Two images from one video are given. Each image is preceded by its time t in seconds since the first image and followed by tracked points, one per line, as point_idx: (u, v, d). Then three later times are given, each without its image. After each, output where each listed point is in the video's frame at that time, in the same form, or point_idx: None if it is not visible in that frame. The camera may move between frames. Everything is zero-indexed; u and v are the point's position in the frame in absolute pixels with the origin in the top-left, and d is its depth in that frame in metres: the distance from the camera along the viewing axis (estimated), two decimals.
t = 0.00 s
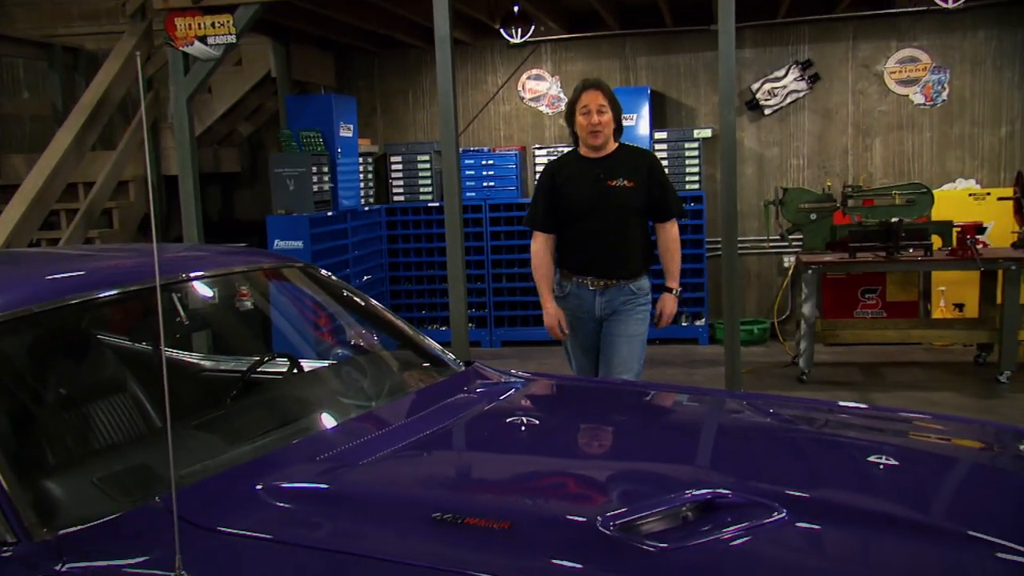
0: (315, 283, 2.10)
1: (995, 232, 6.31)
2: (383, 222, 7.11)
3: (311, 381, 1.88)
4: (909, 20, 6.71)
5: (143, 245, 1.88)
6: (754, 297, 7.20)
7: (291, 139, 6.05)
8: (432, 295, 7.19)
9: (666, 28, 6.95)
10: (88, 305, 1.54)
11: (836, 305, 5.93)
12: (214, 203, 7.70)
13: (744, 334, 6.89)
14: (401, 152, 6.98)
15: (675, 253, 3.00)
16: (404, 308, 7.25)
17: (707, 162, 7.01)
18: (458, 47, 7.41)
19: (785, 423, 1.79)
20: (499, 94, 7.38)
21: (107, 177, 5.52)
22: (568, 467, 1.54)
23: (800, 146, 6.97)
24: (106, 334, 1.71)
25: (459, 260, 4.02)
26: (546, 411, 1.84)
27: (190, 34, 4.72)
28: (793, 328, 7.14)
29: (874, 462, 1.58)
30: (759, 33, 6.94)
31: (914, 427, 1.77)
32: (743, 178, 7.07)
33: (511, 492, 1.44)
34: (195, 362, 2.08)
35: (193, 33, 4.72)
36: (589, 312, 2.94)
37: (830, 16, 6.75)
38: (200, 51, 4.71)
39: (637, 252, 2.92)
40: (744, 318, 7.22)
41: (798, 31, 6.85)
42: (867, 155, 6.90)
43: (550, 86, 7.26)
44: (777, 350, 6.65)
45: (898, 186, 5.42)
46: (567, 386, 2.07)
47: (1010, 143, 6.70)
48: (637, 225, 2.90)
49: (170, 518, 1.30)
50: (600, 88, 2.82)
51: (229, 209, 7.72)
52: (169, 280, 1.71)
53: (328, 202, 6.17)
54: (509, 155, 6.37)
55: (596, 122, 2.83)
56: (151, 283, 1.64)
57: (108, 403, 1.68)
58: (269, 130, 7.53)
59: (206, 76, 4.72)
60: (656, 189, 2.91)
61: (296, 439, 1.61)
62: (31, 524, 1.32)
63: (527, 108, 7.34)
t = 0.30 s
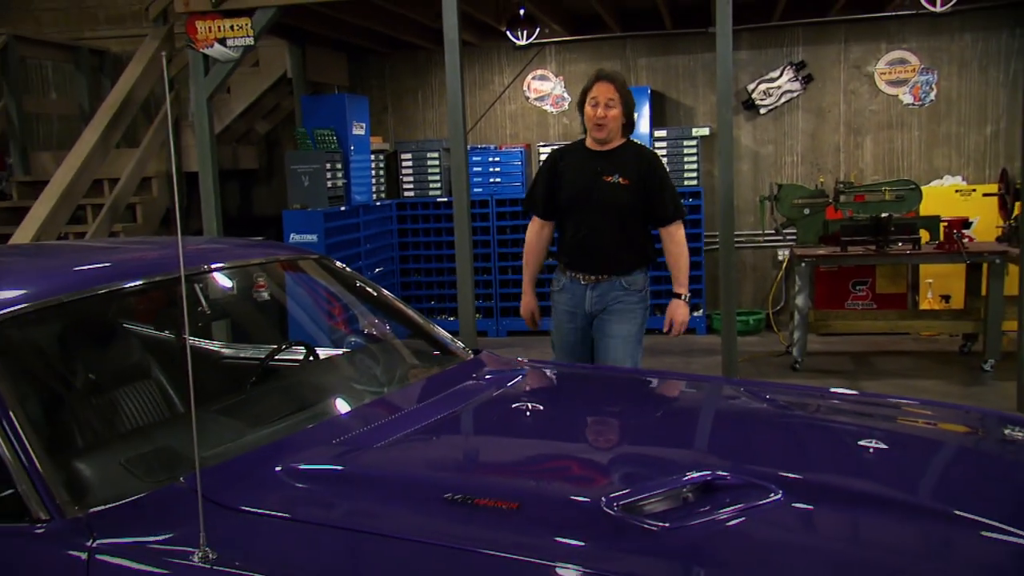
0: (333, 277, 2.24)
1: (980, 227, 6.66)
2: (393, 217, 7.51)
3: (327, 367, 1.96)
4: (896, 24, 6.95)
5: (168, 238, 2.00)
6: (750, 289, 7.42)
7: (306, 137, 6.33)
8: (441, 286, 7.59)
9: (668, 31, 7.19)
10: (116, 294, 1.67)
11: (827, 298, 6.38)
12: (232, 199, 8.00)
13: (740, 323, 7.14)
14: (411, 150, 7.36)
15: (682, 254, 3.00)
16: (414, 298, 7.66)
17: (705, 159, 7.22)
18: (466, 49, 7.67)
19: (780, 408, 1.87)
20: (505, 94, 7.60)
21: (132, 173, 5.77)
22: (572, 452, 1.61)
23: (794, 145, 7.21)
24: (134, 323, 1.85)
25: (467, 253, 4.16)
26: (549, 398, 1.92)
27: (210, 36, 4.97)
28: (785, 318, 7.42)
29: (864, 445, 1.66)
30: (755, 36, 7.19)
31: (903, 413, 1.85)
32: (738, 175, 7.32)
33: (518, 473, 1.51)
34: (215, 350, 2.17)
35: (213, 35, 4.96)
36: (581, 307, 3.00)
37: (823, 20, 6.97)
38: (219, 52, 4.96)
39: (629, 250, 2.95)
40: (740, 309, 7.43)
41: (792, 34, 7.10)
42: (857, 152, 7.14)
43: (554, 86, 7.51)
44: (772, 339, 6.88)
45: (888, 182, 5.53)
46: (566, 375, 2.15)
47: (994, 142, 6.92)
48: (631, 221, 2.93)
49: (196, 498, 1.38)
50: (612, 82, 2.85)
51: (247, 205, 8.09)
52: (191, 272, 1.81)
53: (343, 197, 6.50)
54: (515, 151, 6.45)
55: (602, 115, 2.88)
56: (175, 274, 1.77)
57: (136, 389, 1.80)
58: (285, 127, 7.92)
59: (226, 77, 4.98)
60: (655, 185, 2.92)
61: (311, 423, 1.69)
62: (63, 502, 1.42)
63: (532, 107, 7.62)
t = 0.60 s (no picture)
0: (342, 272, 2.34)
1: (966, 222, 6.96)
2: (400, 213, 7.75)
3: (335, 359, 2.04)
4: (886, 26, 7.34)
5: (183, 236, 2.12)
6: (745, 284, 7.90)
7: (314, 137, 6.53)
8: (445, 282, 7.83)
9: (663, 34, 7.53)
10: (131, 289, 1.79)
11: (820, 291, 6.66)
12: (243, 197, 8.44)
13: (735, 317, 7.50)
14: (416, 149, 7.60)
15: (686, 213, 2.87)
16: (418, 292, 7.93)
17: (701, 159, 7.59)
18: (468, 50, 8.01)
19: (774, 398, 1.94)
20: (506, 95, 7.97)
21: (146, 172, 6.08)
22: (574, 441, 1.67)
23: (787, 143, 7.63)
24: (149, 316, 1.91)
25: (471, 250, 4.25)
26: (551, 389, 1.99)
27: (221, 39, 5.22)
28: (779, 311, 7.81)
29: (856, 434, 1.72)
30: (748, 38, 7.60)
31: (893, 402, 1.92)
32: (734, 173, 7.76)
33: (521, 462, 1.58)
34: (227, 343, 2.23)
35: (224, 38, 5.21)
36: (577, 303, 3.05)
37: (814, 23, 7.40)
38: (231, 55, 5.23)
39: (626, 246, 2.99)
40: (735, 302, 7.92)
41: (784, 37, 7.51)
42: (848, 151, 7.55)
43: (555, 87, 7.85)
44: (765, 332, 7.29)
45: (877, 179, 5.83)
46: (564, 368, 2.21)
47: (981, 141, 7.32)
48: (629, 217, 2.97)
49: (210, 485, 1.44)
50: (594, 87, 2.87)
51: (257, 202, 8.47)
52: (205, 267, 1.94)
53: (349, 195, 6.63)
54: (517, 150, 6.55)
55: (593, 119, 2.92)
56: (188, 270, 1.90)
57: (152, 380, 1.88)
58: (293, 127, 8.25)
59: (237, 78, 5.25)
60: (652, 181, 2.94)
61: (320, 413, 1.77)
62: (83, 489, 1.48)
63: (533, 107, 7.96)
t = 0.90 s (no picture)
0: (345, 262, 2.44)
1: (947, 215, 7.40)
2: (400, 206, 7.81)
3: (338, 345, 2.11)
4: (871, 25, 7.65)
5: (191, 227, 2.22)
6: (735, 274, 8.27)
7: (317, 131, 6.65)
8: (444, 272, 7.95)
9: (656, 32, 7.81)
10: (140, 278, 1.89)
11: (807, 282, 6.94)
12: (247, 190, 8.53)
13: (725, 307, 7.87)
14: (415, 144, 7.60)
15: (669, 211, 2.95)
16: (419, 282, 8.04)
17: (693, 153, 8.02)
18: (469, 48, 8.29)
19: (764, 384, 2.02)
20: (504, 90, 8.25)
21: (156, 166, 6.19)
22: (569, 426, 1.74)
23: (775, 138, 7.96)
24: (158, 306, 1.99)
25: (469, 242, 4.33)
26: (546, 376, 2.07)
27: (227, 37, 5.30)
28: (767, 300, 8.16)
29: (841, 419, 1.78)
30: (738, 36, 7.93)
31: (877, 387, 2.00)
32: (724, 166, 8.08)
33: (518, 446, 1.64)
34: (233, 331, 2.29)
35: (230, 36, 5.29)
36: (572, 303, 3.08)
37: (802, 22, 7.70)
38: (236, 52, 5.29)
39: (616, 243, 3.04)
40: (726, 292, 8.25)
41: (773, 35, 7.82)
42: (834, 145, 7.87)
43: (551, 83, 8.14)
44: (754, 321, 7.62)
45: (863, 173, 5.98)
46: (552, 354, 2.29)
47: (961, 135, 7.68)
48: (617, 214, 3.02)
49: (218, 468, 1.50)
50: (576, 83, 2.91)
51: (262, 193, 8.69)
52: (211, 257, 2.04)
53: (351, 187, 6.72)
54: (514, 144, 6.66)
55: (575, 116, 2.95)
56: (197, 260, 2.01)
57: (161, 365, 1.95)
58: (297, 123, 8.39)
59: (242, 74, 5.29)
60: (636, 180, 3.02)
61: (323, 399, 1.84)
62: (95, 471, 1.55)
63: (530, 103, 8.21)
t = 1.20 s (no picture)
0: (345, 252, 2.50)
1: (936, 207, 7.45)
2: (400, 198, 7.84)
3: (340, 335, 2.15)
4: (862, 20, 7.85)
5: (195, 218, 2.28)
6: (728, 264, 8.49)
7: (318, 125, 6.80)
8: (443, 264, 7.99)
9: (651, 28, 8.02)
10: (146, 268, 1.94)
11: (798, 271, 7.01)
12: (251, 180, 8.79)
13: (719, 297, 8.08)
14: (415, 137, 7.77)
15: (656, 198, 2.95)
16: (418, 273, 8.09)
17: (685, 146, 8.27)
18: (468, 43, 8.51)
19: (756, 371, 2.07)
20: (502, 84, 8.46)
21: (159, 159, 6.26)
22: (565, 413, 1.79)
23: (768, 131, 8.18)
24: (163, 295, 2.04)
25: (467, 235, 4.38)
26: (542, 364, 2.13)
27: (229, 31, 5.28)
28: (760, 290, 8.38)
29: (831, 405, 1.83)
30: (731, 32, 8.14)
31: (866, 375, 2.05)
32: (717, 159, 8.31)
33: (516, 432, 1.69)
34: (236, 320, 2.32)
35: (232, 31, 5.28)
36: (558, 299, 3.04)
37: (793, 18, 7.93)
38: (238, 47, 5.29)
39: (600, 229, 3.03)
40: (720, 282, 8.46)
41: (765, 30, 8.03)
42: (825, 138, 8.09)
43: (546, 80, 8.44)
44: (747, 310, 7.86)
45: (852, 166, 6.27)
46: (543, 344, 2.34)
47: (949, 128, 7.90)
48: (601, 201, 3.01)
49: (223, 455, 1.54)
50: (548, 60, 2.96)
51: (264, 185, 8.81)
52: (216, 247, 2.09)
53: (351, 179, 6.79)
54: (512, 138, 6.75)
55: (549, 93, 2.95)
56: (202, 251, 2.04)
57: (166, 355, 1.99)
58: (299, 118, 8.59)
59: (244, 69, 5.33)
60: (615, 163, 3.02)
61: (325, 386, 1.90)
62: (104, 458, 1.59)
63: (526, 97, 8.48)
